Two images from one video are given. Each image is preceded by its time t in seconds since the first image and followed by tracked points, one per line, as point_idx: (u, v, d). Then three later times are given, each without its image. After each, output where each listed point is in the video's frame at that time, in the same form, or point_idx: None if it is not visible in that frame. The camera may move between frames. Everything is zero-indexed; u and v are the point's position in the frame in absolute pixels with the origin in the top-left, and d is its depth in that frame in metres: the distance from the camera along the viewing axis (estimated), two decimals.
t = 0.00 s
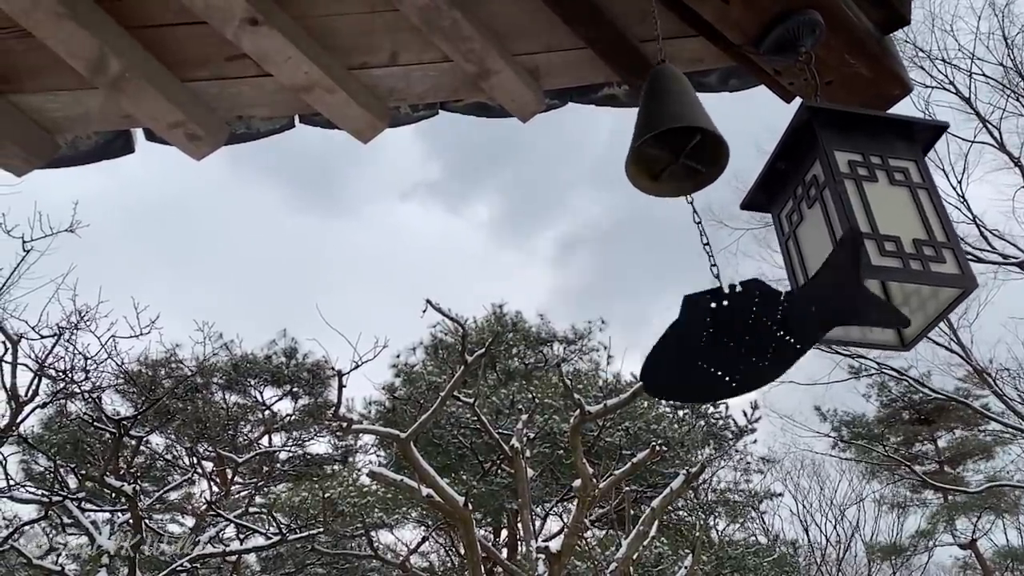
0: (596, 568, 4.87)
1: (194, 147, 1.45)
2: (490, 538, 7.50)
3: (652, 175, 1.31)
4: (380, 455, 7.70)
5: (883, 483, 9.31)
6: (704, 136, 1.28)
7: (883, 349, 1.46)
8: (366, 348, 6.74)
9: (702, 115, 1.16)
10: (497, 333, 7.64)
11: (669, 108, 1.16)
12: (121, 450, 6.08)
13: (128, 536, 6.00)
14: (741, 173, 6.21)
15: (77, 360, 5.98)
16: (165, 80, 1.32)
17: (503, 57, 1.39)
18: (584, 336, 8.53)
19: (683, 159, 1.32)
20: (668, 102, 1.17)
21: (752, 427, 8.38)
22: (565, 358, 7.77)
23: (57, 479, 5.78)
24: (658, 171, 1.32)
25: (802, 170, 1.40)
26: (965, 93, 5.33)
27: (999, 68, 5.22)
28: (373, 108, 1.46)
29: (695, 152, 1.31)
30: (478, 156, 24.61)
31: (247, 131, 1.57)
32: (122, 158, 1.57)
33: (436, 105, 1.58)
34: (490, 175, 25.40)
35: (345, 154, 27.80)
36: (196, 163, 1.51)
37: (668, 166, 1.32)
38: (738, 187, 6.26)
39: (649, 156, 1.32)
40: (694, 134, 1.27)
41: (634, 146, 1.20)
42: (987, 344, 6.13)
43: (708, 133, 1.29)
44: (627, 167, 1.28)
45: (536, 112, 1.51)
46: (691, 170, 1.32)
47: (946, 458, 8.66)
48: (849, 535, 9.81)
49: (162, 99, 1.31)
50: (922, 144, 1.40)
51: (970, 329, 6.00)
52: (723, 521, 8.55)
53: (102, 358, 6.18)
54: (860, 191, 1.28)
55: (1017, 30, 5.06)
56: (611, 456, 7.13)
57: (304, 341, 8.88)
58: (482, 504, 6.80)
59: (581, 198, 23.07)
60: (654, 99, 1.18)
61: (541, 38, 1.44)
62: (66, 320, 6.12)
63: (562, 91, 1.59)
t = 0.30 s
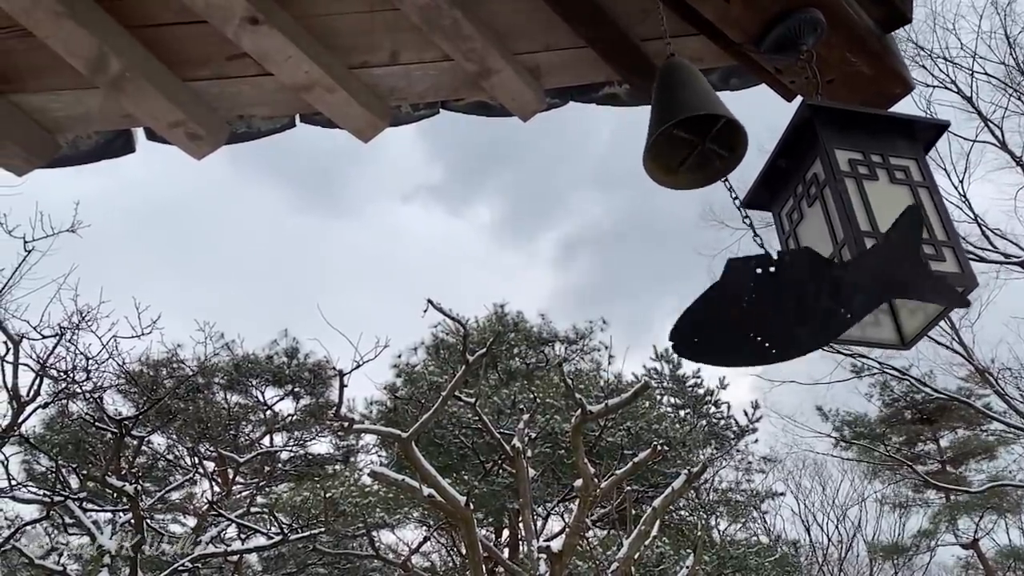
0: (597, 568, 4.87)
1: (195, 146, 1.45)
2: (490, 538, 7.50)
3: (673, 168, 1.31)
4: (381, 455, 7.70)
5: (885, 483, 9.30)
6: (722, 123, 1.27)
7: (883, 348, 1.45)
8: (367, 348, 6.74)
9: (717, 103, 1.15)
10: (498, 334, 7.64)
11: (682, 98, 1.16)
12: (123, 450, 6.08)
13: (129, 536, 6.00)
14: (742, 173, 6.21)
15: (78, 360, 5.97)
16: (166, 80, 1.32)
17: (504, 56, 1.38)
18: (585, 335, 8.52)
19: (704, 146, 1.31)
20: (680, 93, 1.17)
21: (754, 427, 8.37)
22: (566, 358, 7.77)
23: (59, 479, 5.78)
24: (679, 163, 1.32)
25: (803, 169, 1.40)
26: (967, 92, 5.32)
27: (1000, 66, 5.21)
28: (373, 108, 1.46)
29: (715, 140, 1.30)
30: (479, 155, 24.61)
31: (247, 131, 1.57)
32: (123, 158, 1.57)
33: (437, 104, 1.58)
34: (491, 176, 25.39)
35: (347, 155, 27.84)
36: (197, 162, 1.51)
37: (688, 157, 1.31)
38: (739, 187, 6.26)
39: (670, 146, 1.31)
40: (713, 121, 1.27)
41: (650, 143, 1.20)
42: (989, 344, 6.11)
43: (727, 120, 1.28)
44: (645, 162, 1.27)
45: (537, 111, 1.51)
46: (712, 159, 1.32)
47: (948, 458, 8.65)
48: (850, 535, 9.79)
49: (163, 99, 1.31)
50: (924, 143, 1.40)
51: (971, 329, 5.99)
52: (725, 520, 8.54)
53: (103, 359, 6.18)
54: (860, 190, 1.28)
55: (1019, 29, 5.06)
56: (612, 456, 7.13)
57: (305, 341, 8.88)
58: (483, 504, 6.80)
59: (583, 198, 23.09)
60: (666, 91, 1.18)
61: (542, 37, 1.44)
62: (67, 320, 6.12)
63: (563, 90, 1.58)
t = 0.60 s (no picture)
0: (598, 569, 4.87)
1: (197, 148, 1.46)
2: (492, 539, 7.50)
3: (644, 166, 1.32)
4: (383, 455, 7.71)
5: (887, 483, 9.30)
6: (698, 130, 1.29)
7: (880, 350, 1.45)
8: (369, 349, 6.73)
9: (702, 110, 1.17)
10: (499, 334, 7.64)
11: (670, 98, 1.17)
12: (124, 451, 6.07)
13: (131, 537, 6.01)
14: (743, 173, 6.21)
15: (80, 361, 5.96)
16: (168, 82, 1.33)
17: (505, 58, 1.39)
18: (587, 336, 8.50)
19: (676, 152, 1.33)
20: (671, 93, 1.18)
21: (755, 427, 8.37)
22: (568, 358, 7.77)
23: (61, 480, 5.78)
24: (648, 163, 1.33)
25: (801, 170, 1.40)
26: (968, 92, 5.32)
27: (1002, 66, 5.21)
28: (374, 109, 1.46)
29: (688, 148, 1.32)
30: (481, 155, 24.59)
31: (249, 132, 1.58)
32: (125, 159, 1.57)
33: (439, 104, 1.58)
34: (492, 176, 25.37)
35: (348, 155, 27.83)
36: (199, 164, 1.51)
37: (659, 159, 1.32)
38: (740, 187, 6.27)
39: (645, 146, 1.32)
40: (689, 126, 1.28)
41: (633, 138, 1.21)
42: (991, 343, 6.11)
43: (705, 131, 1.30)
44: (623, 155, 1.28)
45: (538, 112, 1.52)
46: (681, 167, 1.33)
47: (949, 458, 8.65)
48: (852, 535, 9.77)
49: (165, 100, 1.31)
50: (924, 144, 1.40)
51: (973, 329, 5.99)
52: (727, 520, 8.56)
53: (105, 359, 6.17)
54: (858, 192, 1.28)
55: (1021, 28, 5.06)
56: (614, 456, 7.13)
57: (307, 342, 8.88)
58: (485, 505, 6.79)
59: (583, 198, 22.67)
60: (658, 89, 1.19)
61: (544, 37, 1.44)
62: (69, 321, 6.13)
63: (565, 90, 1.58)
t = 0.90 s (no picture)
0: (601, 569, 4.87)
1: (199, 150, 1.46)
2: (494, 539, 7.50)
3: (622, 170, 1.32)
4: (385, 456, 7.72)
5: (889, 483, 9.29)
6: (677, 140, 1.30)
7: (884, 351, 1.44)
8: (372, 350, 6.73)
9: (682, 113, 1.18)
10: (501, 334, 7.64)
11: (652, 99, 1.18)
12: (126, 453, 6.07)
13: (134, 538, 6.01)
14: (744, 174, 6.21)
15: (82, 362, 5.96)
16: (170, 83, 1.33)
17: (507, 60, 1.39)
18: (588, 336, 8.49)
19: (655, 161, 1.33)
20: (654, 99, 1.18)
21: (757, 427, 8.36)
22: (570, 358, 7.77)
23: (64, 481, 5.77)
24: (627, 169, 1.33)
25: (804, 172, 1.40)
26: (970, 92, 5.32)
27: (1004, 66, 5.20)
28: (376, 112, 1.46)
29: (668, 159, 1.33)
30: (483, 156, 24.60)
31: (251, 134, 1.58)
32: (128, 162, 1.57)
33: (440, 107, 1.58)
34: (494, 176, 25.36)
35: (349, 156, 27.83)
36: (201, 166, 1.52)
37: (639, 165, 1.33)
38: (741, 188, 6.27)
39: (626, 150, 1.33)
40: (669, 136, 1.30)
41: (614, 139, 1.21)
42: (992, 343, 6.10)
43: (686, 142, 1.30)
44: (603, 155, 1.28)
45: (540, 113, 1.52)
46: (660, 176, 1.33)
47: (952, 458, 8.63)
48: (854, 536, 9.75)
49: (168, 103, 1.31)
50: (926, 145, 1.40)
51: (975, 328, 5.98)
52: (729, 520, 8.56)
53: (108, 360, 6.17)
54: (861, 194, 1.28)
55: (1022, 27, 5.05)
56: (616, 456, 7.13)
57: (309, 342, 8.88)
58: (486, 505, 6.80)
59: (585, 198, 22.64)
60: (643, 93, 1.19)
61: (546, 40, 1.45)
62: (71, 322, 6.13)
63: (566, 92, 1.58)
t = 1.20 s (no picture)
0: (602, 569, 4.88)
1: (200, 152, 1.46)
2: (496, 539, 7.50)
3: (659, 179, 1.32)
4: (386, 456, 7.73)
5: (890, 482, 9.29)
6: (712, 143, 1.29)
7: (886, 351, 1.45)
8: (372, 350, 6.74)
9: (711, 120, 1.18)
10: (502, 334, 7.64)
11: (680, 111, 1.18)
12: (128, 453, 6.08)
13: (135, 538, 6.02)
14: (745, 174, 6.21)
15: (83, 363, 5.96)
16: (171, 85, 1.33)
17: (507, 62, 1.39)
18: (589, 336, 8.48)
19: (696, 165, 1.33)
20: (679, 104, 1.19)
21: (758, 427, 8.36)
22: (570, 358, 7.78)
23: (65, 481, 5.77)
24: (667, 178, 1.33)
25: (805, 173, 1.40)
26: (972, 91, 5.31)
27: (1005, 65, 5.20)
28: (376, 113, 1.47)
29: (707, 161, 1.32)
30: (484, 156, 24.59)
31: (252, 136, 1.58)
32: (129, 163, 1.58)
33: (441, 108, 1.59)
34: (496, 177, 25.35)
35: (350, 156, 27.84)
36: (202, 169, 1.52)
37: (679, 171, 1.33)
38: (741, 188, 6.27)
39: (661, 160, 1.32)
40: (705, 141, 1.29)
41: (644, 151, 1.21)
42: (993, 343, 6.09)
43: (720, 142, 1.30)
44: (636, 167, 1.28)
45: (540, 115, 1.52)
46: (701, 178, 1.33)
47: (953, 458, 8.63)
48: (856, 536, 9.74)
49: (169, 106, 1.32)
50: (926, 146, 1.40)
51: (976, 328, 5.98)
52: (730, 520, 8.56)
53: (109, 362, 6.18)
54: (863, 194, 1.28)
55: None
56: (617, 456, 7.14)
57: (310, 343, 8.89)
58: (487, 505, 6.80)
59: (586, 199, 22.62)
60: (664, 101, 1.20)
61: (546, 41, 1.45)
62: (72, 322, 6.13)
63: (566, 93, 1.59)
